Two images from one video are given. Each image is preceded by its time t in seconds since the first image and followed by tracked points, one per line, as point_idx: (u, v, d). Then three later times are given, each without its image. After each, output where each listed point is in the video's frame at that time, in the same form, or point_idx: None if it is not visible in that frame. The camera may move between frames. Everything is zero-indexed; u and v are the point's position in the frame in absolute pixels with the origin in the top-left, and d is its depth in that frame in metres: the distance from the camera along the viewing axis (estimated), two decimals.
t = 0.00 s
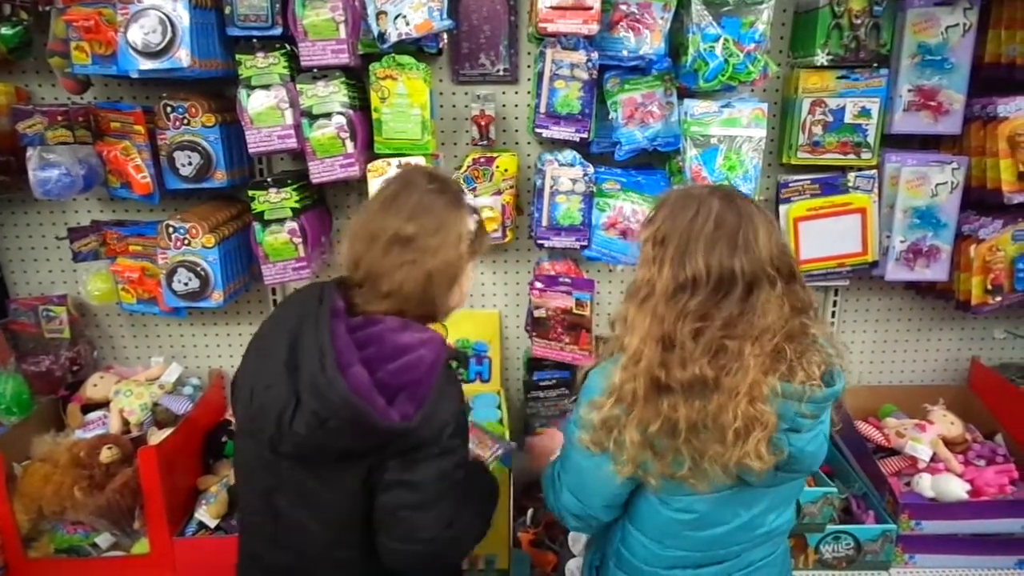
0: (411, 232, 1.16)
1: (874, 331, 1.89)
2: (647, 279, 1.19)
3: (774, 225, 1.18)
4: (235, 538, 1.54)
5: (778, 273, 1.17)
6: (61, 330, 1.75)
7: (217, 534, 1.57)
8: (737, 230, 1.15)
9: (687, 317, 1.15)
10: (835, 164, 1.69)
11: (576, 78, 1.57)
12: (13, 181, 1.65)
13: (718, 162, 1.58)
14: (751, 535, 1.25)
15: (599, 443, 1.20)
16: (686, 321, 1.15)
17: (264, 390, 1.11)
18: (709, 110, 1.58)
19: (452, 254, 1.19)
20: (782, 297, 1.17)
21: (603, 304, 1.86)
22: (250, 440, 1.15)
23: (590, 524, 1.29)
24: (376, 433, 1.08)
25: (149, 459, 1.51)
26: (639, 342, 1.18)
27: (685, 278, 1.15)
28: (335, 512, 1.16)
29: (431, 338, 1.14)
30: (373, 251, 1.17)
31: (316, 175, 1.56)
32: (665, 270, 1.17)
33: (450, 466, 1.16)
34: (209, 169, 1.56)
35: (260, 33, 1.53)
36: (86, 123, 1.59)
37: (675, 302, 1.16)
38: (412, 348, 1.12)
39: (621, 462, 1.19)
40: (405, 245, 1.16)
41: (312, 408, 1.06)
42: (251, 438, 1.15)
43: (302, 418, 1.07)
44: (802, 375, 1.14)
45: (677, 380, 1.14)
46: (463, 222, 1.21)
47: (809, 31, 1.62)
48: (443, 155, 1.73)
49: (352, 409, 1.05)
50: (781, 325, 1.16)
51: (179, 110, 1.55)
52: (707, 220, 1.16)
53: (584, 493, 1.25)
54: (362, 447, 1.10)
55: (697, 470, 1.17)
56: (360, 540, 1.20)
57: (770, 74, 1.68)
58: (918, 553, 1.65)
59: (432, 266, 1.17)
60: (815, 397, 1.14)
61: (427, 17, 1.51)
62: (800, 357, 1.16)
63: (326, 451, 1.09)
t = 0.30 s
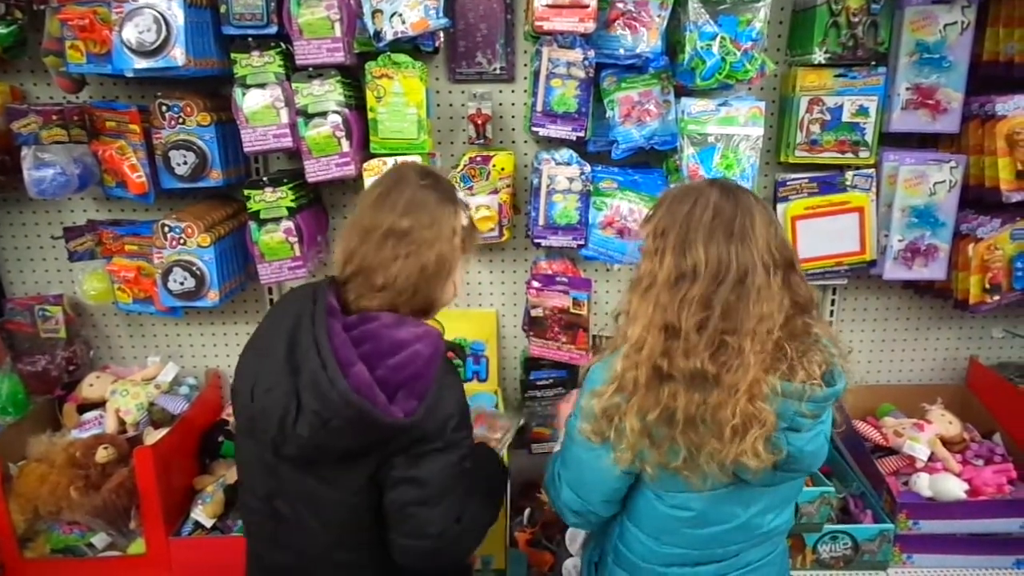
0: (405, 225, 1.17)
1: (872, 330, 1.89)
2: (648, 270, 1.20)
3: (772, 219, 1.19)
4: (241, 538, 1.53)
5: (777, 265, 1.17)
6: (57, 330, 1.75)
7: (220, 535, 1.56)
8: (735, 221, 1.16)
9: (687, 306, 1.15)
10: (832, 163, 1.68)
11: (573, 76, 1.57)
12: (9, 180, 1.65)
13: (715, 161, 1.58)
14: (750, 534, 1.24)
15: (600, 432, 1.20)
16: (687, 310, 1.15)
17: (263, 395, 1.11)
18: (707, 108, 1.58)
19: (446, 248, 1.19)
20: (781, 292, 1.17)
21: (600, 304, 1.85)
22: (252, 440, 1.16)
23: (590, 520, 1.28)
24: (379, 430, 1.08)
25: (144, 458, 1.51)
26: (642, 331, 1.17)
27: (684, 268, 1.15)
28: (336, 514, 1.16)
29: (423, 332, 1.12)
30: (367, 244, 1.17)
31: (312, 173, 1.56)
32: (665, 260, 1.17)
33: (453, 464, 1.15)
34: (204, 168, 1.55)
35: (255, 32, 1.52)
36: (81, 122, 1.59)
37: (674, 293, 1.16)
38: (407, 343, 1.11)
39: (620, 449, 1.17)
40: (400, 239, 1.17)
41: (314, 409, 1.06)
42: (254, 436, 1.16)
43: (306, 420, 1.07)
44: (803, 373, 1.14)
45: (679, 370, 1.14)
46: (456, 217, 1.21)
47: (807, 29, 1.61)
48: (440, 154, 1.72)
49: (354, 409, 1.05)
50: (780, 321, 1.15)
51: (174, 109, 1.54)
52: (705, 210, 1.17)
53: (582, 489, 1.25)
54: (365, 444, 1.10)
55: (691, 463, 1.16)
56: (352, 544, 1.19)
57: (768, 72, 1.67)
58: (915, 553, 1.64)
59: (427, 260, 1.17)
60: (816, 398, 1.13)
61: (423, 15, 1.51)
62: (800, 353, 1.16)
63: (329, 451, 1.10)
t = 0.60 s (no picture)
0: (397, 220, 1.17)
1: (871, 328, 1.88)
2: (644, 259, 1.21)
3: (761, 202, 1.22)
4: (275, 534, 1.53)
5: (773, 240, 1.19)
6: (53, 329, 1.74)
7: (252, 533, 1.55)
8: (725, 200, 1.18)
9: (685, 280, 1.16)
10: (830, 160, 1.68)
11: (569, 74, 1.56)
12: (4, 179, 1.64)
13: (712, 159, 1.58)
14: (749, 533, 1.23)
15: (602, 411, 1.20)
16: (684, 284, 1.16)
17: (298, 419, 1.09)
18: (704, 106, 1.58)
19: (441, 238, 1.19)
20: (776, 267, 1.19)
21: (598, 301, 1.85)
22: (293, 465, 1.14)
23: (586, 512, 1.27)
24: (423, 433, 1.06)
25: (140, 458, 1.50)
26: (641, 308, 1.19)
27: (679, 247, 1.17)
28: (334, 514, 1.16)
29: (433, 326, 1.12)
30: (362, 246, 1.17)
31: (308, 172, 1.55)
32: (660, 244, 1.19)
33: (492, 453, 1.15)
34: (200, 167, 1.55)
35: (251, 30, 1.51)
36: (76, 120, 1.59)
37: (670, 271, 1.17)
38: (426, 341, 1.10)
39: (621, 422, 1.17)
40: (393, 234, 1.17)
41: (355, 425, 1.05)
42: (292, 461, 1.14)
43: (347, 436, 1.06)
44: (806, 365, 1.16)
45: (680, 338, 1.16)
46: (447, 205, 1.21)
47: (805, 26, 1.60)
48: (437, 152, 1.71)
49: (396, 416, 1.03)
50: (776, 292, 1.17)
51: (170, 108, 1.54)
52: (695, 197, 1.19)
53: (578, 479, 1.23)
54: (409, 449, 1.08)
55: (686, 432, 1.14)
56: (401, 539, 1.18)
57: (765, 69, 1.67)
58: (914, 552, 1.64)
59: (425, 253, 1.17)
60: (817, 388, 1.12)
61: (419, 13, 1.50)
62: (801, 347, 1.18)
63: (376, 463, 1.08)
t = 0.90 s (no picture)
0: (408, 215, 1.16)
1: (871, 327, 1.88)
2: (655, 250, 1.22)
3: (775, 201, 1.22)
4: (275, 533, 1.53)
5: (784, 234, 1.20)
6: (50, 327, 1.74)
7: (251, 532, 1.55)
8: (737, 193, 1.18)
9: (694, 268, 1.17)
10: (830, 159, 1.67)
11: (568, 72, 1.55)
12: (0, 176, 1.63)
13: (712, 157, 1.57)
14: (746, 530, 1.22)
15: (604, 392, 1.20)
16: (694, 271, 1.17)
17: (288, 395, 1.11)
18: (703, 103, 1.57)
19: (452, 235, 1.18)
20: (786, 260, 1.19)
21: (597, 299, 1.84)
22: (282, 438, 1.17)
23: (583, 501, 1.25)
24: (405, 421, 1.06)
25: (137, 455, 1.50)
26: (649, 293, 1.20)
27: (690, 236, 1.18)
28: (333, 504, 1.17)
29: (437, 320, 1.11)
30: (372, 237, 1.17)
31: (305, 170, 1.55)
32: (672, 234, 1.20)
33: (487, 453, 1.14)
34: (197, 164, 1.54)
35: (248, 26, 1.51)
36: (73, 117, 1.58)
37: (680, 259, 1.18)
38: (423, 333, 1.09)
39: (623, 403, 1.16)
40: (404, 228, 1.16)
41: (339, 405, 1.05)
42: (284, 436, 1.16)
43: (331, 417, 1.07)
44: (807, 352, 1.14)
45: (686, 321, 1.16)
46: (460, 203, 1.20)
47: (805, 23, 1.59)
48: (435, 149, 1.71)
49: (377, 400, 1.03)
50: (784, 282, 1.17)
51: (167, 105, 1.53)
52: (708, 191, 1.19)
53: (577, 467, 1.22)
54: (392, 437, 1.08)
55: (686, 411, 1.14)
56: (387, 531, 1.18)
57: (765, 67, 1.66)
58: (914, 551, 1.63)
59: (435, 248, 1.17)
60: (818, 376, 1.09)
61: (417, 10, 1.50)
62: (806, 334, 1.16)
63: (356, 446, 1.08)
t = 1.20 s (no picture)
0: (423, 212, 1.20)
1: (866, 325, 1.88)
2: (647, 251, 1.22)
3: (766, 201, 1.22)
4: (281, 534, 1.53)
5: (776, 232, 1.20)
6: (44, 327, 1.73)
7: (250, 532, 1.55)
8: (727, 191, 1.19)
9: (688, 264, 1.17)
10: (825, 157, 1.67)
11: (563, 71, 1.55)
12: None
13: (706, 155, 1.57)
14: (740, 527, 1.21)
15: (597, 386, 1.20)
16: (687, 268, 1.17)
17: (306, 374, 1.14)
18: (698, 102, 1.57)
19: (466, 229, 1.23)
20: (778, 257, 1.19)
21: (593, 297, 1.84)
22: (296, 418, 1.19)
23: (575, 491, 1.26)
24: (422, 398, 1.08)
25: (131, 456, 1.50)
26: (642, 289, 1.20)
27: (681, 235, 1.18)
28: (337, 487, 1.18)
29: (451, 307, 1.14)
30: (388, 232, 1.21)
31: (299, 169, 1.54)
32: (663, 233, 1.20)
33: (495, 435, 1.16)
34: (191, 164, 1.54)
35: (242, 25, 1.50)
36: (66, 117, 1.58)
37: (670, 257, 1.18)
38: (437, 319, 1.12)
39: (615, 396, 1.17)
40: (420, 224, 1.20)
41: (358, 381, 1.08)
42: (298, 415, 1.18)
43: (350, 394, 1.09)
44: (796, 345, 1.14)
45: (678, 314, 1.16)
46: (470, 198, 1.24)
47: (799, 22, 1.59)
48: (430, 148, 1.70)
49: (397, 377, 1.06)
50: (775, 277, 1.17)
51: (161, 104, 1.53)
52: (699, 190, 1.20)
53: (571, 460, 1.22)
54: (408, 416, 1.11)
55: (676, 402, 1.14)
56: (392, 511, 1.20)
57: (760, 66, 1.66)
58: (909, 549, 1.64)
59: (448, 243, 1.21)
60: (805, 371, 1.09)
61: (411, 9, 1.49)
62: (795, 328, 1.16)
63: (373, 423, 1.10)
